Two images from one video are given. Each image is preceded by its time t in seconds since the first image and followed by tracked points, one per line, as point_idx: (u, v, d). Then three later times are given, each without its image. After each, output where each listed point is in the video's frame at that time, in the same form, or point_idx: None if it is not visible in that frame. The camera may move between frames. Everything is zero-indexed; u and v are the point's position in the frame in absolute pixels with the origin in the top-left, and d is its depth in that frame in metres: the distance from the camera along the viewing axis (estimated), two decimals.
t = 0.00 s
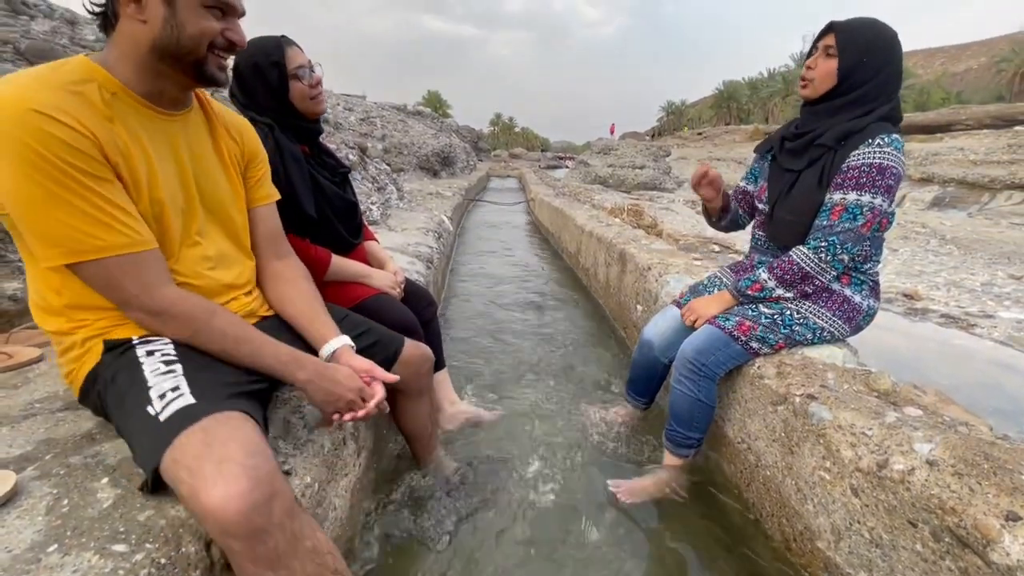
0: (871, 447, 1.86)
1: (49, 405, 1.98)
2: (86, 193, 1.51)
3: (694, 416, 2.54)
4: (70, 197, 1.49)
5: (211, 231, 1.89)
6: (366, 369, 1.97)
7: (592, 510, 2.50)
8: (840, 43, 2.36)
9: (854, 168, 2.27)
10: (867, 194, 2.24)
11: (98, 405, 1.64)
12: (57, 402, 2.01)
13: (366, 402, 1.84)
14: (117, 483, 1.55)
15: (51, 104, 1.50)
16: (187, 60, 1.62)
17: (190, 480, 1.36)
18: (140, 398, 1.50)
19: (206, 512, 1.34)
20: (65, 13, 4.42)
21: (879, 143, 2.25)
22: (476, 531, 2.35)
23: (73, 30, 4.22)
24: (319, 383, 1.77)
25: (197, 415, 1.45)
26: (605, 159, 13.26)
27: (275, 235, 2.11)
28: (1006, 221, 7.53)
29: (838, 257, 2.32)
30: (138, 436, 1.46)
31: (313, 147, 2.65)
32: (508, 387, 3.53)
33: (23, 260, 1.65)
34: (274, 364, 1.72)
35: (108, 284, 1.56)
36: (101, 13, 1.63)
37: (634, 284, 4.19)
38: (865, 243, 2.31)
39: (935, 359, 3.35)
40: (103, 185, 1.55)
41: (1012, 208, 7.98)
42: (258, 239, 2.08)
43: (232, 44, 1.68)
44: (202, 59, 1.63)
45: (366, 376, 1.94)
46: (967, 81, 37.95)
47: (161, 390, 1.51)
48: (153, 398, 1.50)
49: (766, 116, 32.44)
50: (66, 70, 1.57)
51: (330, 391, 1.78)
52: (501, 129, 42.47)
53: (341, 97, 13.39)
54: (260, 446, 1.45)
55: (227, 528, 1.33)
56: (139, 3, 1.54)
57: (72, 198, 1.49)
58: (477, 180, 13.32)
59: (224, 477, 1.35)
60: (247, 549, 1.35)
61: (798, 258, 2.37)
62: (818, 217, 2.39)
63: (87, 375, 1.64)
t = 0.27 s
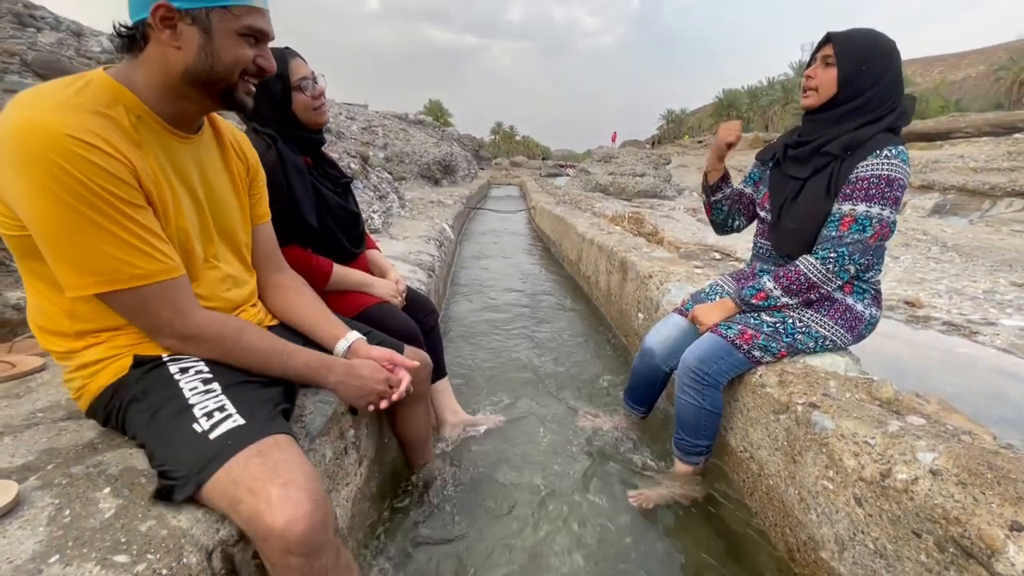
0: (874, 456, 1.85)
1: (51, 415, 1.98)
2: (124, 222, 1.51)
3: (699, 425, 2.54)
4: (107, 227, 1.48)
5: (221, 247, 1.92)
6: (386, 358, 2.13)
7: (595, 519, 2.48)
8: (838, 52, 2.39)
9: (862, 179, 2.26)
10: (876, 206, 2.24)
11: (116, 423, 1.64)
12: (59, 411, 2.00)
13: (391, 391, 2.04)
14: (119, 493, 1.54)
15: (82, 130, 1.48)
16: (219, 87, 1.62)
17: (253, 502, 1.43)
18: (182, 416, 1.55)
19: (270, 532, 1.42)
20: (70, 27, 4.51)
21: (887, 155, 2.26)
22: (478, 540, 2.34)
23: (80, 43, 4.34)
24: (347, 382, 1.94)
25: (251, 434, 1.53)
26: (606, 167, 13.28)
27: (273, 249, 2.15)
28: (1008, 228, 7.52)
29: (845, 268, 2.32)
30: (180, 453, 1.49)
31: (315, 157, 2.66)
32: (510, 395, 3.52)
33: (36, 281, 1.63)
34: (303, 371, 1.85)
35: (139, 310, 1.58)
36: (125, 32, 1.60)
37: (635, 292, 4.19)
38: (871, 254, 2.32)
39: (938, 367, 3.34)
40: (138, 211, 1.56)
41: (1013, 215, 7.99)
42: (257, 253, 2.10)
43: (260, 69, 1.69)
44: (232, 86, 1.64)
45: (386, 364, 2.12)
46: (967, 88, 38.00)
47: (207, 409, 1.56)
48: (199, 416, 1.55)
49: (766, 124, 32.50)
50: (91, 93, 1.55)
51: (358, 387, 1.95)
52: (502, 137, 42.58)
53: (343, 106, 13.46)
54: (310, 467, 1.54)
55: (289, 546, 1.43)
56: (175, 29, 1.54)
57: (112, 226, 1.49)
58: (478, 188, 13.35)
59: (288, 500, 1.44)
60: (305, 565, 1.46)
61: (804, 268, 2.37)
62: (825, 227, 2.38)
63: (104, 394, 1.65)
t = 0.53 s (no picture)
0: (875, 465, 1.85)
1: (53, 424, 1.98)
2: (126, 238, 1.52)
3: (701, 432, 2.54)
4: (109, 244, 1.50)
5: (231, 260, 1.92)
6: (389, 386, 2.09)
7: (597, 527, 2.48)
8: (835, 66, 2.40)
9: (858, 192, 2.27)
10: (872, 218, 2.25)
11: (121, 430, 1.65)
12: (61, 421, 2.01)
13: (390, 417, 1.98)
14: (120, 503, 1.54)
15: (87, 148, 1.50)
16: (228, 101, 1.64)
17: (257, 515, 1.44)
18: (188, 427, 1.56)
19: (273, 546, 1.43)
20: (76, 39, 4.51)
21: (883, 167, 2.26)
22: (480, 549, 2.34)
23: (86, 55, 4.36)
24: (349, 403, 1.89)
25: (256, 448, 1.54)
26: (607, 175, 13.29)
27: (285, 259, 2.15)
28: (1008, 235, 7.53)
29: (841, 279, 2.33)
30: (185, 464, 1.50)
31: (317, 167, 2.68)
32: (511, 403, 3.52)
33: (41, 291, 1.64)
34: (303, 390, 1.82)
35: (143, 323, 1.59)
36: (135, 49, 1.62)
37: (636, 300, 4.20)
38: (868, 264, 2.32)
39: (940, 375, 3.34)
40: (141, 228, 1.57)
41: (1014, 221, 7.99)
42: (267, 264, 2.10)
43: (270, 82, 1.68)
44: (242, 100, 1.65)
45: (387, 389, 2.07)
46: (966, 96, 38.09)
47: (212, 420, 1.57)
48: (204, 426, 1.56)
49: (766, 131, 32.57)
50: (97, 110, 1.57)
51: (359, 410, 1.90)
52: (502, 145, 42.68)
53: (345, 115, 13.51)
54: (314, 482, 1.55)
55: (288, 561, 1.44)
56: (182, 46, 1.55)
57: (112, 243, 1.50)
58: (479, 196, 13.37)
59: (293, 515, 1.46)
60: None
61: (802, 278, 2.37)
62: (822, 238, 2.38)
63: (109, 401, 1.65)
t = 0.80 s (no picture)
0: (878, 474, 1.85)
1: (55, 434, 1.98)
2: (136, 249, 1.53)
3: (698, 440, 2.54)
4: (120, 255, 1.50)
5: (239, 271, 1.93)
6: (391, 394, 2.09)
7: (599, 536, 2.47)
8: (826, 78, 2.42)
9: (855, 200, 2.27)
10: (869, 226, 2.25)
11: (126, 439, 1.65)
12: (63, 431, 2.01)
13: (392, 426, 1.98)
14: (121, 513, 1.54)
15: (99, 160, 1.50)
16: (244, 113, 1.64)
17: (266, 524, 1.43)
18: (195, 435, 1.56)
19: (281, 554, 1.42)
20: (81, 50, 4.52)
21: (879, 175, 2.26)
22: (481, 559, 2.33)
23: (91, 65, 4.37)
24: (353, 412, 1.89)
25: (263, 456, 1.54)
26: (608, 182, 13.31)
27: (291, 269, 2.15)
28: (1008, 241, 7.53)
29: (841, 287, 2.33)
30: (192, 472, 1.50)
31: (319, 177, 2.69)
32: (513, 411, 3.52)
33: (50, 299, 1.65)
34: (307, 400, 1.82)
35: (150, 333, 1.59)
36: (153, 67, 1.63)
37: (637, 308, 4.20)
38: (867, 273, 2.33)
39: (942, 383, 3.34)
40: (151, 239, 1.57)
41: (1014, 228, 8.00)
42: (272, 275, 2.10)
43: (284, 93, 1.69)
44: (257, 112, 1.66)
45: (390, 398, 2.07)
46: (965, 103, 38.20)
47: (219, 429, 1.57)
48: (212, 435, 1.56)
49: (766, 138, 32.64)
50: (110, 122, 1.58)
51: (362, 418, 1.90)
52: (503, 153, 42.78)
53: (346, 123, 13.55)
54: (322, 490, 1.55)
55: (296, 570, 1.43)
56: (198, 62, 1.57)
57: (123, 255, 1.51)
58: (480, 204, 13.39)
59: (303, 523, 1.45)
60: None
61: (803, 287, 2.38)
62: (821, 247, 2.39)
63: (113, 409, 1.65)
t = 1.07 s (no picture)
0: (880, 482, 1.84)
1: (55, 442, 1.97)
2: (157, 257, 1.53)
3: (704, 447, 2.55)
4: (142, 263, 1.50)
5: (248, 280, 1.93)
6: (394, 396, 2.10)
7: (600, 543, 2.45)
8: (825, 88, 2.42)
9: (855, 207, 2.27)
10: (869, 232, 2.25)
11: (132, 444, 1.64)
12: (63, 438, 2.00)
13: (397, 430, 1.99)
14: (121, 521, 1.53)
15: (122, 167, 1.50)
16: (260, 123, 1.66)
17: (280, 528, 1.43)
18: (208, 439, 1.56)
19: (292, 559, 1.42)
20: (86, 58, 4.53)
21: (877, 182, 2.27)
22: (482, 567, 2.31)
23: (94, 74, 4.38)
24: (360, 418, 1.90)
25: (275, 462, 1.55)
26: (608, 189, 13.33)
27: (294, 277, 2.15)
28: (1009, 248, 7.53)
29: (842, 294, 2.32)
30: (205, 475, 1.49)
31: (320, 184, 2.69)
32: (513, 418, 3.51)
33: (61, 305, 1.63)
34: (315, 407, 1.83)
35: (165, 340, 1.59)
36: (171, 80, 1.64)
37: (637, 315, 4.20)
38: (868, 279, 2.32)
39: (944, 390, 3.33)
40: (171, 246, 1.58)
41: (1014, 235, 8.00)
42: (275, 282, 2.10)
43: (298, 103, 1.71)
44: (273, 121, 1.68)
45: (394, 403, 2.07)
46: (964, 110, 38.28)
47: (233, 433, 1.57)
48: (225, 439, 1.56)
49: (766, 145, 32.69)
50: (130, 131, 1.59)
51: (368, 423, 1.91)
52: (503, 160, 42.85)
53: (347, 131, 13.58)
54: (333, 497, 1.57)
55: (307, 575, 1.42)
56: (217, 74, 1.58)
57: (145, 262, 1.51)
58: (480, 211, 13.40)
59: (316, 529, 1.46)
60: None
61: (802, 294, 2.38)
62: (821, 254, 2.39)
63: (120, 415, 1.64)
